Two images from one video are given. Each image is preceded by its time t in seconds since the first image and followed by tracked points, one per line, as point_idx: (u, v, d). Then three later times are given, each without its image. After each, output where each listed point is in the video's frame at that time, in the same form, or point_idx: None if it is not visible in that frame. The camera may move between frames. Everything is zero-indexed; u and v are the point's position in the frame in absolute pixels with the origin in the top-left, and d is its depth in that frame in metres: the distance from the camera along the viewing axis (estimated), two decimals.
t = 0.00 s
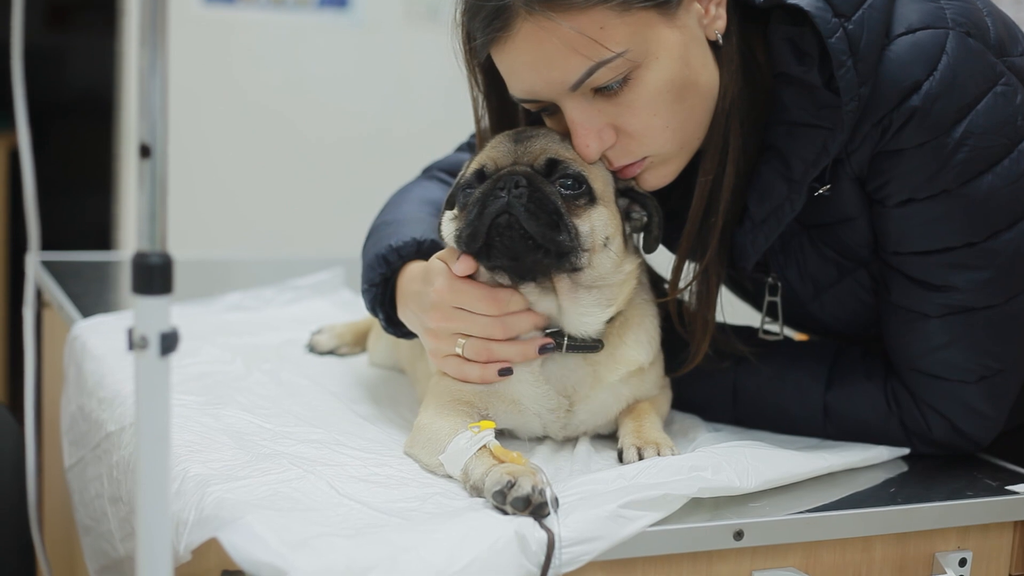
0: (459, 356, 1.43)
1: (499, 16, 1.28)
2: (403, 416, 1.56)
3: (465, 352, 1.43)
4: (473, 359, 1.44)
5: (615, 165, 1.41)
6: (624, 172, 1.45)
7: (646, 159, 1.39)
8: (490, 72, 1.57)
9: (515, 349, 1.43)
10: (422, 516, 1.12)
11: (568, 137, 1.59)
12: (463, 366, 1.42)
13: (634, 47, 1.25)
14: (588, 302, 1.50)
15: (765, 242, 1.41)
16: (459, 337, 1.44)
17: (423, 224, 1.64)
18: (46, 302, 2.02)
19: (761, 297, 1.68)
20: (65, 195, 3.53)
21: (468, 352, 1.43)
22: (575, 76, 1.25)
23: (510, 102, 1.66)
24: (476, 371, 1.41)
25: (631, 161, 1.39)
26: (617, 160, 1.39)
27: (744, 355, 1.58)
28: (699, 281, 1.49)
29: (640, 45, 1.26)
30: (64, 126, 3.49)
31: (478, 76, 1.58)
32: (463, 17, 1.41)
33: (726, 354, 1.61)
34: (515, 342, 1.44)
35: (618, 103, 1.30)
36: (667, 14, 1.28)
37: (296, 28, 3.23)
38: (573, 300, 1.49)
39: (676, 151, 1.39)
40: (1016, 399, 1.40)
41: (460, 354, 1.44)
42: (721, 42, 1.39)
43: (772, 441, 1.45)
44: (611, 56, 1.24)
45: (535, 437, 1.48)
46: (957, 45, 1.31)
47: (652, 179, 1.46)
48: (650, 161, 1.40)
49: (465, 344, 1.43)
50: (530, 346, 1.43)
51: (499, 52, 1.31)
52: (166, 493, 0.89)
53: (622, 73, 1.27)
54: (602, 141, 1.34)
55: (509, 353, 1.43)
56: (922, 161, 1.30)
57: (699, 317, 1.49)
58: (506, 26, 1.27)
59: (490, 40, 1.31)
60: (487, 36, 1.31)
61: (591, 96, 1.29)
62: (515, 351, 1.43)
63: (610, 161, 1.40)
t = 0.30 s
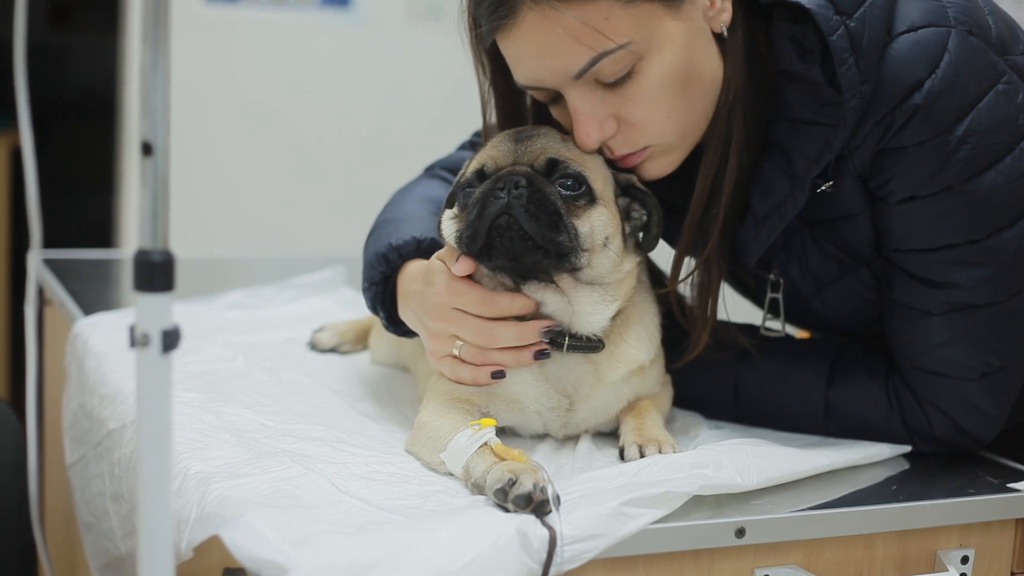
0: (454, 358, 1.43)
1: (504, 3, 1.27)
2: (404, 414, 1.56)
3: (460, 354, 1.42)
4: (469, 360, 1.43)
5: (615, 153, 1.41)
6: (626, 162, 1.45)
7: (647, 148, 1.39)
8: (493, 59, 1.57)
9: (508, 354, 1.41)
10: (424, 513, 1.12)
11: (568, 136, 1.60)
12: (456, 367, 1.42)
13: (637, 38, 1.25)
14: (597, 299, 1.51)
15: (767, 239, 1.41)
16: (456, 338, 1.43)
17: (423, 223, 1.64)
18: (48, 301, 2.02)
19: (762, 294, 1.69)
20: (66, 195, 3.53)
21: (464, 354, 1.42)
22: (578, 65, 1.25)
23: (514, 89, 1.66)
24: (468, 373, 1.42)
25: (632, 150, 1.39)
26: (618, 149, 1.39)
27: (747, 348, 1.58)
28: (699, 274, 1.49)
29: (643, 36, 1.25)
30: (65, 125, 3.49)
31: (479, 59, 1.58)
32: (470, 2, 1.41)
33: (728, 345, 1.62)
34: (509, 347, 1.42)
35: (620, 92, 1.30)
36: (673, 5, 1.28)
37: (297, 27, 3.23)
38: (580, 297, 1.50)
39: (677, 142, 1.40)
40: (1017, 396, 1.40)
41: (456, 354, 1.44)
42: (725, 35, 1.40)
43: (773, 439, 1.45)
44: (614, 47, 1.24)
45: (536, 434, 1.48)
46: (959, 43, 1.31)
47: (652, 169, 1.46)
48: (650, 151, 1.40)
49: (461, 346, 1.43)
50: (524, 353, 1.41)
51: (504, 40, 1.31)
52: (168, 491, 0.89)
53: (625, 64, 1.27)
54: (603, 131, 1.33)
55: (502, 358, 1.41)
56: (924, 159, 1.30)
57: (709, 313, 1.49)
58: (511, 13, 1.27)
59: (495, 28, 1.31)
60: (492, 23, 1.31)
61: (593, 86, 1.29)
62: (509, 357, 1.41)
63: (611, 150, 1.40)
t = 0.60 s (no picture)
0: (453, 360, 1.43)
1: None
2: (406, 412, 1.56)
3: (460, 356, 1.42)
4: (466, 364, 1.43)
5: (613, 133, 1.41)
6: (619, 142, 1.46)
7: (644, 133, 1.40)
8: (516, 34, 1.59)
9: (502, 360, 1.41)
10: (426, 511, 1.12)
11: (571, 133, 1.60)
12: (453, 368, 1.42)
13: (651, 25, 1.26)
14: (598, 297, 1.51)
15: (769, 235, 1.40)
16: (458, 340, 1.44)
17: (424, 222, 1.64)
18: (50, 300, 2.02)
19: (763, 289, 1.69)
20: (66, 194, 3.53)
21: (464, 356, 1.42)
22: (588, 43, 1.26)
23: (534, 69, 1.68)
24: (458, 376, 1.41)
25: (630, 132, 1.40)
26: (616, 130, 1.40)
27: (747, 346, 1.59)
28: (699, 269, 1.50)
29: (656, 22, 1.26)
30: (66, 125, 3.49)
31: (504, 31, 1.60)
32: None
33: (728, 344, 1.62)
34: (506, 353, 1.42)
35: (626, 74, 1.31)
36: None
37: (297, 27, 3.23)
38: (579, 295, 1.50)
39: (674, 132, 1.40)
40: (1018, 393, 1.41)
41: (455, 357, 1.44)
42: (740, 33, 1.40)
43: (775, 437, 1.45)
44: (627, 30, 1.25)
45: (538, 432, 1.48)
46: (962, 39, 1.32)
47: (646, 154, 1.47)
48: (647, 136, 1.41)
49: (462, 348, 1.43)
50: (518, 362, 1.40)
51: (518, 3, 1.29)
52: (170, 489, 0.89)
53: (635, 48, 1.27)
54: (604, 110, 1.34)
55: (495, 363, 1.41)
56: (926, 154, 1.30)
57: (708, 310, 1.49)
58: None
59: None
60: None
61: (600, 64, 1.30)
62: (502, 363, 1.41)
63: (609, 130, 1.41)
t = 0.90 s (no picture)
0: (456, 357, 1.41)
1: None
2: (407, 413, 1.56)
3: (462, 353, 1.41)
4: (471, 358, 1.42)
5: (621, 135, 1.41)
6: (625, 146, 1.47)
7: (652, 140, 1.41)
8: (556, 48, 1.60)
9: (509, 341, 1.42)
10: (427, 513, 1.12)
11: (572, 134, 1.60)
12: (462, 366, 1.40)
13: (684, 44, 1.27)
14: (585, 302, 1.50)
15: (779, 235, 1.42)
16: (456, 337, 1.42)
17: (422, 226, 1.64)
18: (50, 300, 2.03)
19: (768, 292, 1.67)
20: (66, 194, 3.53)
21: (466, 352, 1.41)
22: (620, 51, 1.25)
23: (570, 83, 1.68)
24: (476, 371, 1.40)
25: (639, 138, 1.41)
26: (626, 134, 1.40)
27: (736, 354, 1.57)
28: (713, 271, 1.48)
29: (689, 41, 1.27)
30: (66, 125, 3.49)
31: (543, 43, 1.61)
32: None
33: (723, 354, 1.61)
34: (509, 334, 1.43)
35: (650, 85, 1.31)
36: (726, 20, 1.30)
37: (298, 27, 3.23)
38: (572, 299, 1.49)
39: (681, 143, 1.42)
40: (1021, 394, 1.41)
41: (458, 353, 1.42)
42: (767, 55, 1.39)
43: (777, 438, 1.45)
44: (662, 45, 1.25)
45: (539, 433, 1.48)
46: (969, 38, 1.32)
47: (650, 159, 1.48)
48: (655, 143, 1.42)
49: (462, 344, 1.41)
50: (525, 337, 1.43)
51: None
52: (171, 491, 0.89)
53: (665, 63, 1.28)
54: (618, 115, 1.35)
55: (503, 347, 1.41)
56: (935, 151, 1.30)
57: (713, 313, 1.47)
58: None
59: None
60: None
61: (626, 71, 1.30)
62: (510, 343, 1.42)
63: (618, 133, 1.42)
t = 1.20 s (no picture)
0: (449, 350, 1.43)
1: None
2: (406, 415, 1.56)
3: (455, 344, 1.42)
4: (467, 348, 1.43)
5: (627, 138, 1.41)
6: (629, 148, 1.47)
7: (658, 145, 1.41)
8: (571, 48, 1.58)
9: (500, 324, 1.44)
10: (427, 515, 1.12)
11: (559, 135, 1.61)
12: (467, 356, 1.43)
13: (703, 56, 1.28)
14: (576, 300, 1.50)
15: (779, 236, 1.41)
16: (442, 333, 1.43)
17: (422, 228, 1.63)
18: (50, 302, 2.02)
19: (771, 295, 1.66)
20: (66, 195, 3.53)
21: (458, 343, 1.42)
22: (640, 59, 1.25)
23: (583, 82, 1.66)
24: (483, 357, 1.42)
25: (646, 143, 1.40)
26: (633, 138, 1.40)
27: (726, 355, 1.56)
28: (714, 274, 1.48)
29: (709, 54, 1.28)
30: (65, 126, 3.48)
31: (558, 41, 1.59)
32: None
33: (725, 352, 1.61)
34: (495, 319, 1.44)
35: (664, 93, 1.32)
36: (745, 35, 1.30)
37: (298, 27, 3.23)
38: (563, 298, 1.49)
39: (685, 149, 1.42)
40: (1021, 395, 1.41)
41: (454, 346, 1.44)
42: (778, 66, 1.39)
43: (777, 440, 1.45)
44: (683, 57, 1.26)
45: (538, 435, 1.48)
46: (971, 39, 1.32)
47: (655, 163, 1.48)
48: (659, 148, 1.42)
49: (450, 337, 1.42)
50: (513, 316, 1.45)
51: None
52: (170, 492, 0.89)
53: (683, 73, 1.29)
54: (628, 119, 1.35)
55: (494, 331, 1.43)
56: (937, 151, 1.30)
57: (718, 317, 1.48)
58: None
59: None
60: None
61: (641, 78, 1.30)
62: (497, 327, 1.43)
63: (625, 136, 1.41)
